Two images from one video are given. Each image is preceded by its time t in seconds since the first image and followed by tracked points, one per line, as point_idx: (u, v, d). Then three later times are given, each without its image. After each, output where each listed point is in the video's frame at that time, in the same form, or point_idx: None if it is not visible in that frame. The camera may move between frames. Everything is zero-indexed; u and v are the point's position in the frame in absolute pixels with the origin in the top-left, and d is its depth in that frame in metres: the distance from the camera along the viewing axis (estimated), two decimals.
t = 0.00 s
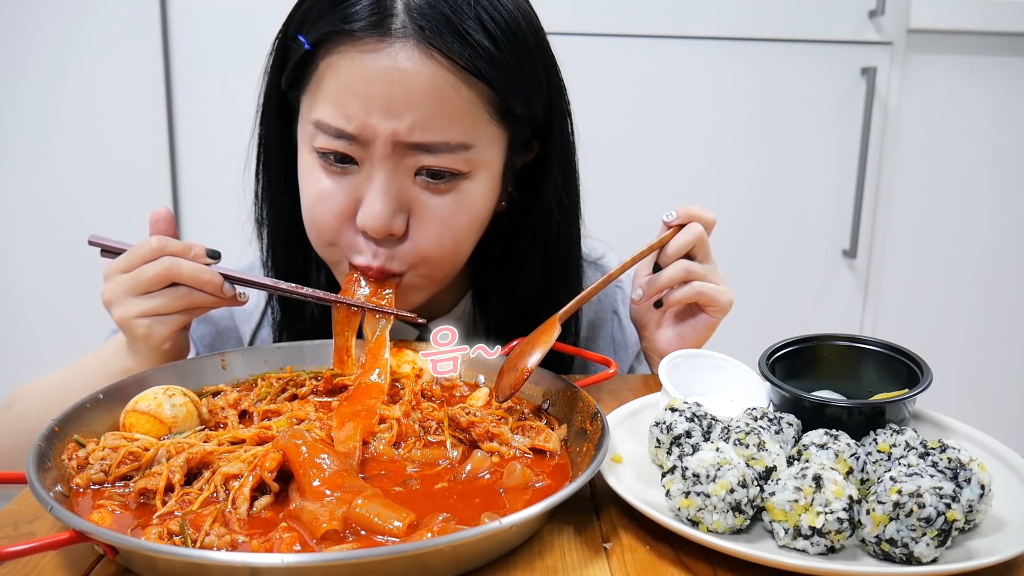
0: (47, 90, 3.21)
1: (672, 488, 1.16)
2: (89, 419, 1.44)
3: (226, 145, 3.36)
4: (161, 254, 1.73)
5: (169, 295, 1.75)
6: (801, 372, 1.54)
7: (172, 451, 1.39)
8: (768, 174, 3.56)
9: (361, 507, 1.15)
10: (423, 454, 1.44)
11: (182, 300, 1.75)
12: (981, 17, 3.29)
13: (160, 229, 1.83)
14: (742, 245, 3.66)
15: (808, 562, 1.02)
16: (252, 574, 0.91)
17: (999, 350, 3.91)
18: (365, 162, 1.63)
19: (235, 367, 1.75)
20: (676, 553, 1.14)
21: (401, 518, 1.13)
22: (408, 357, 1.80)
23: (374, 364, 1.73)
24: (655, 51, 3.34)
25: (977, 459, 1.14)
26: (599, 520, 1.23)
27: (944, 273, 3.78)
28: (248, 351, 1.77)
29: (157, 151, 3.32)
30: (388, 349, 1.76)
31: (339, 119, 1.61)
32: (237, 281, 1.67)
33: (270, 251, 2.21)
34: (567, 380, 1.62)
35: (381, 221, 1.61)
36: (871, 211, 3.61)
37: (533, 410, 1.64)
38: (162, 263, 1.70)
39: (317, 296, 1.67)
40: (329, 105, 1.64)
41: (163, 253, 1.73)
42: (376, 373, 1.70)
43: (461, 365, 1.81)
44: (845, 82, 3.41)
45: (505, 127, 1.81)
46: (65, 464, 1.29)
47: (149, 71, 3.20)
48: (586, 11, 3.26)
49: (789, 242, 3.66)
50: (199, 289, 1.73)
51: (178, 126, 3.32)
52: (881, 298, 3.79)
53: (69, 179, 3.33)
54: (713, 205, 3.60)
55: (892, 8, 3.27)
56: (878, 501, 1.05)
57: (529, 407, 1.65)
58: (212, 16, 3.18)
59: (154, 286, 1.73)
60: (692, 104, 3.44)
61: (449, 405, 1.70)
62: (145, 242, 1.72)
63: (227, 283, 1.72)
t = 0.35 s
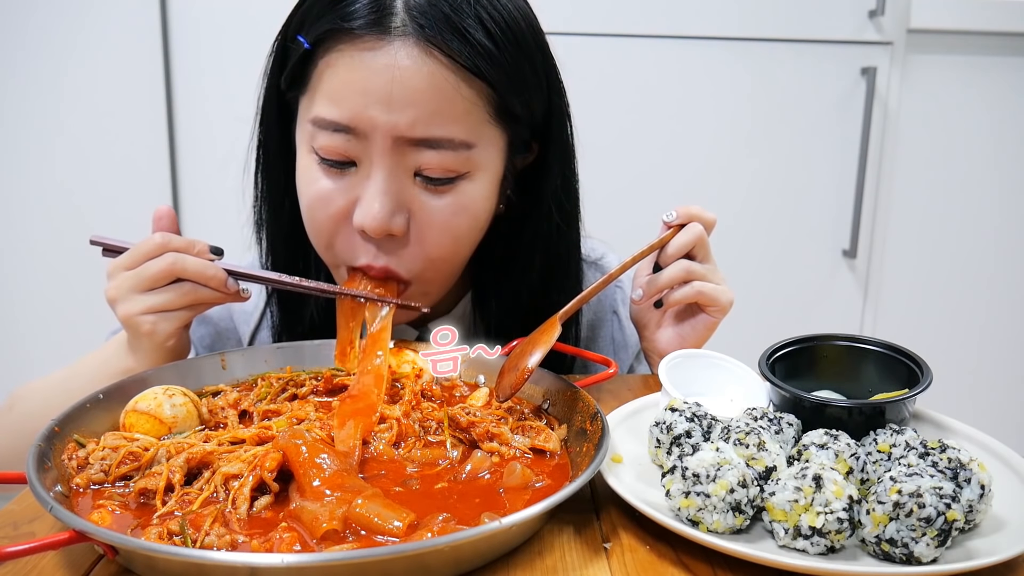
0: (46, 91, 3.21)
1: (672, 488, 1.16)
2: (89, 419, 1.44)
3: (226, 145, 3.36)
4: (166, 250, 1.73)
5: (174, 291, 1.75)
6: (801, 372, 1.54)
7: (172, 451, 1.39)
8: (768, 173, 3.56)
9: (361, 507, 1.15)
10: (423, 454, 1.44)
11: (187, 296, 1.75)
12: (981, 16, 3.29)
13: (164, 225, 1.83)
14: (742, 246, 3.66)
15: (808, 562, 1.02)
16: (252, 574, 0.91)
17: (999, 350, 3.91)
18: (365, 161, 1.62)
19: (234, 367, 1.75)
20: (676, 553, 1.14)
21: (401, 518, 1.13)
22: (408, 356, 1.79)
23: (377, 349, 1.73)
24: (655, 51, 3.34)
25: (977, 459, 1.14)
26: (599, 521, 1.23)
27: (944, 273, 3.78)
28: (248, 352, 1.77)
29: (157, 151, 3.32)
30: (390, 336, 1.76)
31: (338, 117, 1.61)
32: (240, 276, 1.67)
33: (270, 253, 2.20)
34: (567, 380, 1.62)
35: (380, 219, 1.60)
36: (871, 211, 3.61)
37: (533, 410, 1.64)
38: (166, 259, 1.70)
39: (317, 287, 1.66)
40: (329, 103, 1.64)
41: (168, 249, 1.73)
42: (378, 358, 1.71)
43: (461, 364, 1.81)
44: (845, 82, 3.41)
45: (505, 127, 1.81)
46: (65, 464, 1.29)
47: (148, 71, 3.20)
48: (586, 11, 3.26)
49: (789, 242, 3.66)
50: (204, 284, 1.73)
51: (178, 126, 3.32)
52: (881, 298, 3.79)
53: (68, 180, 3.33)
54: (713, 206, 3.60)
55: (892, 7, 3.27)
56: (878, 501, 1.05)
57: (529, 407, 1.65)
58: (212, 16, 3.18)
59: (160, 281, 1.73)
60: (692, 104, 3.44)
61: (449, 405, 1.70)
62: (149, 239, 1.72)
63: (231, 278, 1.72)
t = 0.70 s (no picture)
0: (46, 91, 3.21)
1: (672, 488, 1.16)
2: (89, 419, 1.44)
3: (227, 145, 3.37)
4: (174, 242, 1.74)
5: (174, 284, 1.75)
6: (801, 372, 1.54)
7: (172, 451, 1.39)
8: (767, 174, 3.56)
9: (361, 506, 1.15)
10: (423, 454, 1.44)
11: (186, 289, 1.75)
12: (981, 16, 3.29)
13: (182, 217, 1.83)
14: (742, 246, 3.66)
15: (808, 562, 1.02)
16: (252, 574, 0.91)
17: (999, 349, 3.90)
18: (363, 163, 1.62)
19: (235, 367, 1.75)
20: (676, 553, 1.14)
21: (401, 518, 1.13)
22: (408, 356, 1.79)
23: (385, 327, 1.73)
24: (655, 50, 3.34)
25: (977, 459, 1.14)
26: (599, 520, 1.23)
27: (944, 273, 3.78)
28: (248, 352, 1.77)
29: (157, 152, 3.32)
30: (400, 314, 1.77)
31: (335, 121, 1.61)
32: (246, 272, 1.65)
33: (270, 256, 2.20)
34: (568, 380, 1.62)
35: (380, 221, 1.61)
36: (871, 210, 3.61)
37: (534, 410, 1.64)
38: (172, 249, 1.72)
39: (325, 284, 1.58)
40: (325, 107, 1.64)
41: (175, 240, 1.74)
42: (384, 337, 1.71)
43: (461, 364, 1.80)
44: (845, 83, 3.41)
45: (503, 123, 1.81)
46: (65, 464, 1.29)
47: (148, 71, 3.20)
48: (586, 11, 3.26)
49: (789, 242, 3.66)
50: (206, 280, 1.73)
51: (178, 126, 3.32)
52: (881, 298, 3.79)
53: (69, 180, 3.33)
54: (713, 206, 3.60)
55: (892, 7, 3.27)
56: (878, 501, 1.05)
57: (529, 407, 1.65)
58: (212, 16, 3.18)
59: (161, 274, 1.73)
60: (692, 104, 3.44)
61: (449, 405, 1.70)
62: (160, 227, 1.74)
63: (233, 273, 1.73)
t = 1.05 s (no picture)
0: (46, 91, 3.21)
1: (672, 488, 1.16)
2: (89, 419, 1.44)
3: (227, 145, 3.37)
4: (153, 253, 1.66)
5: (151, 296, 1.69)
6: (801, 372, 1.54)
7: (172, 451, 1.38)
8: (767, 174, 3.56)
9: (361, 506, 1.15)
10: (423, 454, 1.44)
11: (162, 303, 1.69)
12: (981, 17, 3.29)
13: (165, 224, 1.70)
14: (742, 246, 3.66)
15: (808, 562, 1.02)
16: (252, 574, 0.91)
17: (1000, 350, 3.90)
18: (351, 154, 1.62)
19: (235, 367, 1.75)
20: (676, 553, 1.14)
21: (401, 518, 1.13)
22: (408, 356, 1.78)
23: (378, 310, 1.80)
24: (655, 50, 3.33)
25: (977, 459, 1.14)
26: (599, 520, 1.23)
27: (944, 273, 3.78)
28: (248, 352, 1.77)
29: (157, 152, 3.32)
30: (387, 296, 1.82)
31: (322, 113, 1.61)
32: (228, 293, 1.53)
33: (267, 253, 2.21)
34: (568, 380, 1.62)
35: (368, 212, 1.61)
36: (871, 210, 3.61)
37: (533, 410, 1.65)
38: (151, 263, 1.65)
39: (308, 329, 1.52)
40: (313, 100, 1.64)
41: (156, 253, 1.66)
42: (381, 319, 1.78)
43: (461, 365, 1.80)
44: (845, 82, 3.41)
45: (490, 115, 1.80)
46: (65, 464, 1.29)
47: (148, 71, 3.20)
48: (586, 11, 3.26)
49: (789, 242, 3.66)
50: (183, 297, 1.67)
51: (178, 126, 3.32)
52: (881, 298, 3.79)
53: (69, 180, 3.33)
54: (713, 206, 3.60)
55: (892, 7, 3.27)
56: (878, 501, 1.05)
57: (529, 408, 1.65)
58: (212, 16, 3.18)
59: (137, 285, 1.67)
60: (692, 104, 3.44)
61: (449, 406, 1.69)
62: (138, 237, 1.64)
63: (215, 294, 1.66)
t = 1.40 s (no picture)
0: (46, 91, 3.21)
1: (672, 488, 1.17)
2: (89, 420, 1.44)
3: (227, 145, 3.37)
4: (88, 270, 1.58)
5: (112, 308, 1.65)
6: (801, 372, 1.54)
7: (172, 451, 1.38)
8: (767, 175, 3.56)
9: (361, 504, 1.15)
10: (423, 454, 1.44)
11: (129, 309, 1.66)
12: (981, 17, 3.29)
13: (81, 238, 1.59)
14: (742, 246, 3.66)
15: (808, 562, 1.02)
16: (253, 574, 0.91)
17: (1000, 349, 3.90)
18: (353, 154, 1.62)
19: (235, 367, 1.75)
20: (676, 553, 1.14)
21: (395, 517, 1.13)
22: (408, 356, 1.78)
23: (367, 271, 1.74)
24: (656, 50, 3.33)
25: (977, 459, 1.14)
26: (599, 521, 1.23)
27: (944, 273, 3.78)
28: (249, 352, 1.77)
29: (157, 152, 3.32)
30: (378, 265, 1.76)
31: (326, 113, 1.62)
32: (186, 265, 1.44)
33: (272, 249, 2.20)
34: (568, 380, 1.62)
35: (371, 211, 1.61)
36: (871, 210, 3.61)
37: (533, 410, 1.65)
38: (92, 281, 1.57)
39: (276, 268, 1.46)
40: (317, 99, 1.64)
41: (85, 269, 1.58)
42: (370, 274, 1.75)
43: (461, 365, 1.80)
44: (845, 82, 3.41)
45: (493, 115, 1.80)
46: (65, 464, 1.29)
47: (149, 71, 3.21)
48: (586, 11, 3.26)
49: (789, 242, 3.66)
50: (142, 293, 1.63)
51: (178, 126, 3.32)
52: (881, 297, 3.79)
53: (70, 180, 3.34)
54: (713, 206, 3.60)
55: (892, 7, 3.27)
56: (878, 501, 1.05)
57: (529, 407, 1.65)
58: (213, 16, 3.18)
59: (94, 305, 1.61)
60: (692, 104, 3.43)
61: (449, 406, 1.69)
62: (62, 266, 1.56)
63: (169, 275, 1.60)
